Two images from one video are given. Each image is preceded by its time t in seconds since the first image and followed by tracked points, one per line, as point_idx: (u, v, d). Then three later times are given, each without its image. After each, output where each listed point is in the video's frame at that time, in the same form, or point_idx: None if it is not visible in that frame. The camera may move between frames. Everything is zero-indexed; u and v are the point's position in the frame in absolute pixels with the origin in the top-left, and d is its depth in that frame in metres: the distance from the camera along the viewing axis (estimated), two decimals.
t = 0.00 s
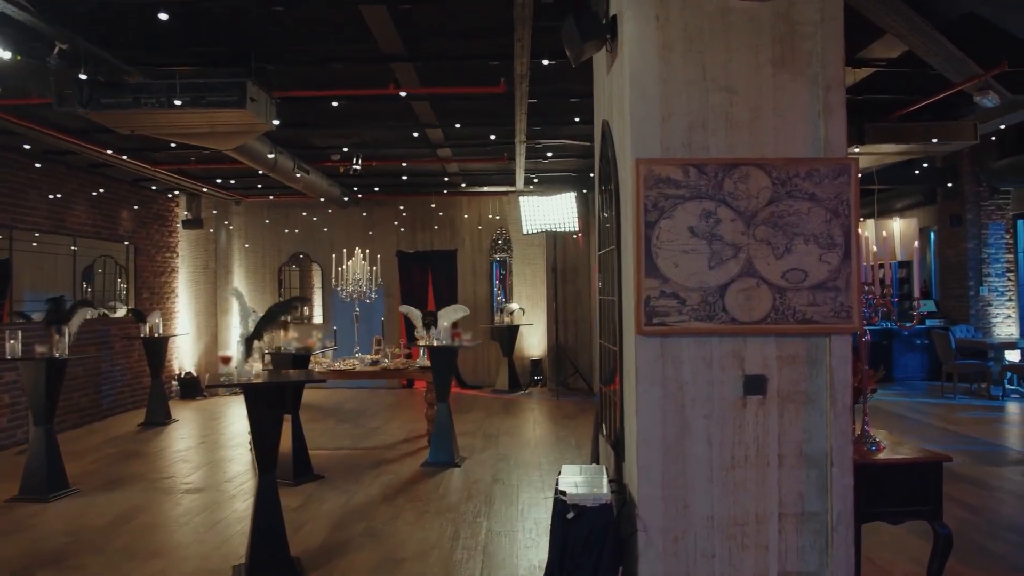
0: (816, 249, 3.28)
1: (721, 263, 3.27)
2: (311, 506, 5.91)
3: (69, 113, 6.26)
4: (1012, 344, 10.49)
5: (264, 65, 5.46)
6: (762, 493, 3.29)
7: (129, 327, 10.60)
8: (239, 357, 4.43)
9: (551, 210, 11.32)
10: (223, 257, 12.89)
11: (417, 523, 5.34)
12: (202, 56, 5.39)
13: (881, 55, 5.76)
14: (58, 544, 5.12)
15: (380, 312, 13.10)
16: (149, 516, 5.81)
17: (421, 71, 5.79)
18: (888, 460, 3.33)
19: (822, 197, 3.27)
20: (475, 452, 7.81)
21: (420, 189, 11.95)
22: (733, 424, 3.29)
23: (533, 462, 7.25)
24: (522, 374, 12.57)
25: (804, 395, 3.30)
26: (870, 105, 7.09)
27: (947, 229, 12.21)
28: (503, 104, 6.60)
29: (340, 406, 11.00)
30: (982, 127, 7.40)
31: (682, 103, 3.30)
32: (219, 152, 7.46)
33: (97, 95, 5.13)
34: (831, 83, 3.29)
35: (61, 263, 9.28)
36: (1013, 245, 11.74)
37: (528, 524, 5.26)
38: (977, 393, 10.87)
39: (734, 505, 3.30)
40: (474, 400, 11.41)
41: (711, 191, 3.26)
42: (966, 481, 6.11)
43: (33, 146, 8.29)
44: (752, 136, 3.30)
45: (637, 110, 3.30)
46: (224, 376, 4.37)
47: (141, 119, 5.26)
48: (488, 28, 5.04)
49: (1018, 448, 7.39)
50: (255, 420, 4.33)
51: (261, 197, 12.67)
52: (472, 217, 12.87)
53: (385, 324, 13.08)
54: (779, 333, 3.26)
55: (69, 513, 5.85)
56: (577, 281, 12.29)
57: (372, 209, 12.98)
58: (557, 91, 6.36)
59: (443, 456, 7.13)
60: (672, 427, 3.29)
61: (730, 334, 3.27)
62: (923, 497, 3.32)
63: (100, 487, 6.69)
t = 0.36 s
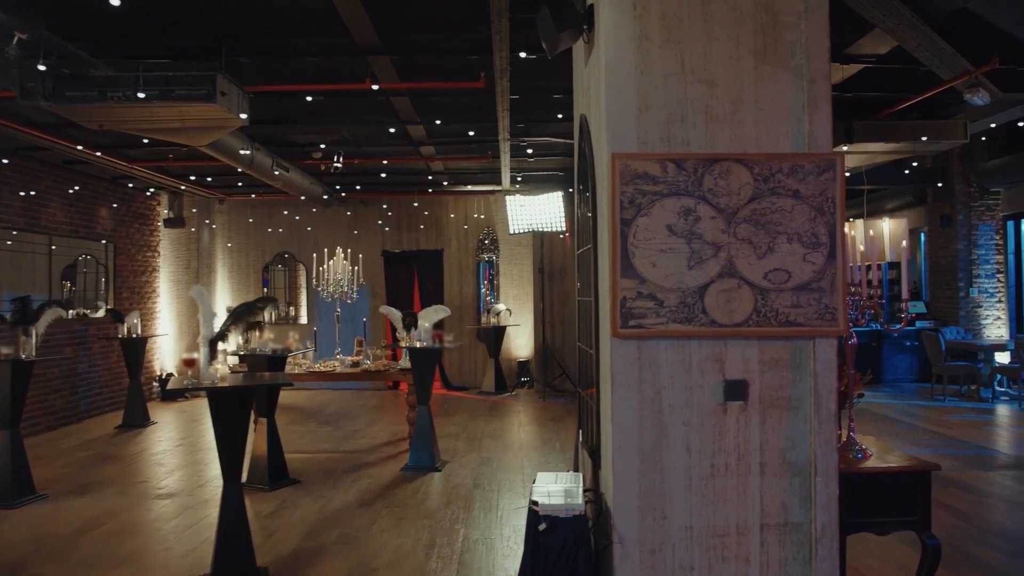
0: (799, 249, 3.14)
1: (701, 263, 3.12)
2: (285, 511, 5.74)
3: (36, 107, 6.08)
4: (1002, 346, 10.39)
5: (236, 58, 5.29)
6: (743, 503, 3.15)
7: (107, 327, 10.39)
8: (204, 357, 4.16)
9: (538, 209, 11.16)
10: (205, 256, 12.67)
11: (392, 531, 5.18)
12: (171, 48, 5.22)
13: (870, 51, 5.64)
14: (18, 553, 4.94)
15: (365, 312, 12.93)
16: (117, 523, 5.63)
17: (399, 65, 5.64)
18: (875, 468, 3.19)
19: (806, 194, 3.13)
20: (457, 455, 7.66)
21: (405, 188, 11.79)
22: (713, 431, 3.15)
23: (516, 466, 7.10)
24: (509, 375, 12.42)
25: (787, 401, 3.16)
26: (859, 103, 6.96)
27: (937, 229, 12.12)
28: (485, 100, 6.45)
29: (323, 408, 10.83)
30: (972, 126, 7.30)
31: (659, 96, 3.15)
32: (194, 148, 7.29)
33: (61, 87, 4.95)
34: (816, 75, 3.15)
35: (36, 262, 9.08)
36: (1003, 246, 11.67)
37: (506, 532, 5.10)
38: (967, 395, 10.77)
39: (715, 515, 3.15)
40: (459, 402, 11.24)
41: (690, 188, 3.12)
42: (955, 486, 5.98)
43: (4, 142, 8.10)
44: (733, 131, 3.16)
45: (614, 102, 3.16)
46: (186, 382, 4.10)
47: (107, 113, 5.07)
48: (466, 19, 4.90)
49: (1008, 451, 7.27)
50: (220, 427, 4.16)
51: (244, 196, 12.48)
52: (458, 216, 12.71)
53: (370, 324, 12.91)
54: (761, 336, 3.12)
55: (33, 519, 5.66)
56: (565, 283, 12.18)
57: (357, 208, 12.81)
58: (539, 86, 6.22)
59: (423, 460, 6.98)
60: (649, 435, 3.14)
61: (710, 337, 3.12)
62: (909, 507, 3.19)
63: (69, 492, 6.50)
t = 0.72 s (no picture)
0: (785, 246, 2.98)
1: (681, 261, 2.97)
2: (260, 516, 5.58)
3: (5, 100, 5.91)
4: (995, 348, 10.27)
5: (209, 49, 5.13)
6: (725, 513, 3.00)
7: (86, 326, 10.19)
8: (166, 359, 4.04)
9: (527, 207, 11.01)
10: (191, 254, 12.45)
11: (367, 537, 5.02)
12: (141, 38, 5.05)
13: (861, 45, 5.49)
14: None
15: (352, 311, 12.75)
16: (86, 527, 5.46)
17: (377, 57, 5.48)
18: (862, 477, 3.05)
19: (792, 189, 2.98)
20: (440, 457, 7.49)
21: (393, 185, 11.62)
22: (693, 438, 2.99)
23: (499, 470, 6.93)
24: (497, 376, 12.26)
25: (772, 407, 3.00)
26: (851, 100, 6.83)
27: (931, 229, 12.00)
28: (468, 94, 6.29)
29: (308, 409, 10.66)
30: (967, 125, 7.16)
31: (638, 85, 2.99)
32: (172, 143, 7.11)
33: (27, 78, 4.79)
34: (802, 64, 3.00)
35: (13, 259, 8.90)
36: (997, 247, 11.55)
37: (486, 539, 4.94)
38: (960, 397, 10.64)
39: (695, 526, 3.00)
40: (446, 403, 11.09)
41: (670, 182, 2.96)
42: (947, 492, 5.84)
43: None
44: (716, 124, 3.01)
45: (590, 92, 3.00)
46: (151, 385, 3.86)
47: (75, 105, 4.92)
48: (445, 9, 4.74)
49: (1001, 455, 7.14)
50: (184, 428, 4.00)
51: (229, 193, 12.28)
52: (447, 214, 12.54)
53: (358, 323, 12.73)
54: (744, 338, 2.97)
55: None
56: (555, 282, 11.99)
57: (345, 206, 12.64)
58: (523, 80, 6.06)
59: (405, 463, 6.81)
60: (627, 442, 2.99)
61: (690, 340, 2.97)
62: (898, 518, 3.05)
63: (40, 495, 6.33)
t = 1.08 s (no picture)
0: (770, 243, 2.82)
1: (659, 257, 2.80)
2: (236, 521, 5.41)
3: None
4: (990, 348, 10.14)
5: (181, 37, 4.95)
6: (705, 524, 2.84)
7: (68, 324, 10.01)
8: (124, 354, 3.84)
9: (517, 204, 10.86)
10: (176, 251, 12.31)
11: (344, 544, 4.86)
12: (110, 27, 4.87)
13: (855, 37, 5.34)
14: None
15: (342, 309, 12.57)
16: (54, 532, 5.29)
17: (357, 48, 5.30)
18: (850, 487, 2.89)
19: (776, 182, 2.82)
20: (426, 459, 7.33)
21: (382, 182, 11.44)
22: (672, 445, 2.83)
23: (485, 472, 6.77)
24: (488, 375, 12.10)
25: (755, 412, 2.84)
26: (846, 95, 6.68)
27: (927, 228, 11.87)
28: (452, 87, 6.12)
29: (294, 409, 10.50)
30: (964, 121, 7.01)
31: (614, 72, 2.83)
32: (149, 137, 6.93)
33: None
34: (789, 50, 2.84)
35: None
36: (993, 246, 11.42)
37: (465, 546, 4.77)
38: (955, 398, 10.51)
39: (674, 539, 2.84)
40: (435, 403, 10.91)
41: (648, 174, 2.80)
42: (941, 497, 5.70)
43: None
44: (697, 113, 2.85)
45: (564, 78, 2.83)
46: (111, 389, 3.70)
47: (40, 94, 4.74)
48: None
49: (997, 458, 6.99)
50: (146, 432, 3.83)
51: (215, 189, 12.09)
52: (438, 212, 12.37)
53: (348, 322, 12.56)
54: (725, 340, 2.81)
55: None
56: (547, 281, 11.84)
57: (334, 203, 12.47)
58: (509, 72, 5.90)
59: (387, 465, 6.64)
60: (602, 448, 2.83)
61: (669, 341, 2.81)
62: (889, 529, 2.89)
63: (10, 498, 6.15)
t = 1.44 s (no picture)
0: (752, 238, 2.67)
1: (634, 253, 2.65)
2: (211, 524, 5.26)
3: None
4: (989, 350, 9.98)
5: (153, 26, 4.81)
6: (683, 535, 2.69)
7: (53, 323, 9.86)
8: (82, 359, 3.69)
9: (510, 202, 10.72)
10: (165, 249, 12.14)
11: (319, 549, 4.70)
12: (79, 15, 4.73)
13: (850, 28, 5.20)
14: None
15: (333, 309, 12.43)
16: (23, 535, 5.14)
17: (335, 38, 5.15)
18: (837, 496, 2.73)
19: (759, 174, 2.66)
20: (412, 461, 7.19)
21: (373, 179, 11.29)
22: (649, 452, 2.68)
23: (471, 475, 6.62)
24: (481, 376, 11.95)
25: (736, 417, 2.69)
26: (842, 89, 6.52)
27: (926, 228, 11.74)
28: (436, 79, 5.96)
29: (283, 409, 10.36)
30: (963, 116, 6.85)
31: (587, 57, 2.68)
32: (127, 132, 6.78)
33: None
34: (772, 35, 2.68)
35: None
36: (993, 245, 11.25)
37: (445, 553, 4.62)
38: (953, 399, 10.35)
39: (650, 551, 2.69)
40: (427, 403, 10.77)
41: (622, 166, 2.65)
42: (937, 501, 5.56)
43: None
44: (675, 101, 2.69)
45: (534, 64, 2.68)
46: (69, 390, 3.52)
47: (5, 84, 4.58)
48: None
49: (996, 462, 6.83)
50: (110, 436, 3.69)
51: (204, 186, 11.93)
52: (431, 210, 12.22)
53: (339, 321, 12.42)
54: (705, 341, 2.66)
55: None
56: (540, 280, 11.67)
57: (326, 201, 12.33)
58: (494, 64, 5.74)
59: (371, 468, 6.49)
60: (575, 454, 2.67)
61: (644, 342, 2.66)
62: (878, 541, 2.73)
63: None
